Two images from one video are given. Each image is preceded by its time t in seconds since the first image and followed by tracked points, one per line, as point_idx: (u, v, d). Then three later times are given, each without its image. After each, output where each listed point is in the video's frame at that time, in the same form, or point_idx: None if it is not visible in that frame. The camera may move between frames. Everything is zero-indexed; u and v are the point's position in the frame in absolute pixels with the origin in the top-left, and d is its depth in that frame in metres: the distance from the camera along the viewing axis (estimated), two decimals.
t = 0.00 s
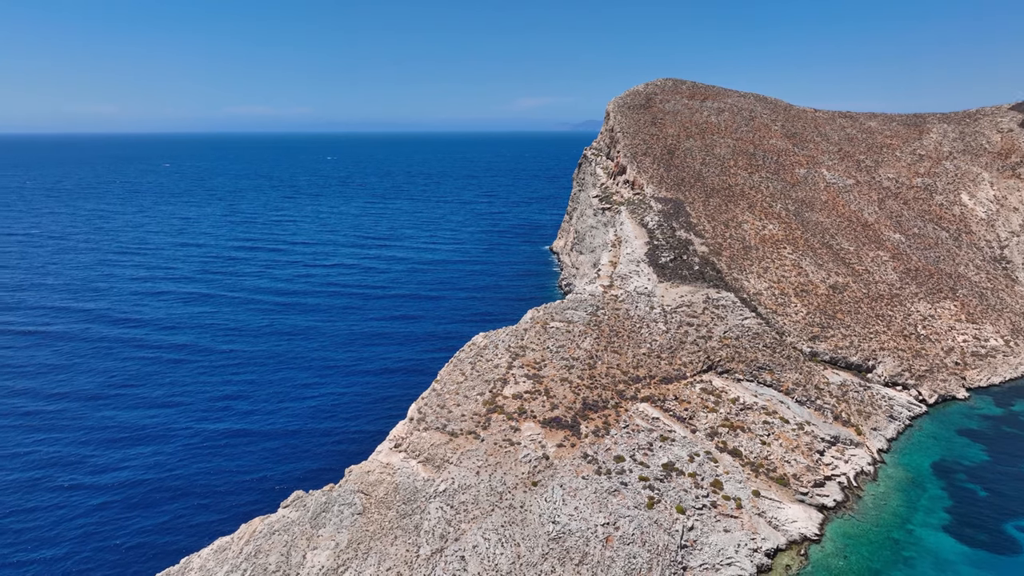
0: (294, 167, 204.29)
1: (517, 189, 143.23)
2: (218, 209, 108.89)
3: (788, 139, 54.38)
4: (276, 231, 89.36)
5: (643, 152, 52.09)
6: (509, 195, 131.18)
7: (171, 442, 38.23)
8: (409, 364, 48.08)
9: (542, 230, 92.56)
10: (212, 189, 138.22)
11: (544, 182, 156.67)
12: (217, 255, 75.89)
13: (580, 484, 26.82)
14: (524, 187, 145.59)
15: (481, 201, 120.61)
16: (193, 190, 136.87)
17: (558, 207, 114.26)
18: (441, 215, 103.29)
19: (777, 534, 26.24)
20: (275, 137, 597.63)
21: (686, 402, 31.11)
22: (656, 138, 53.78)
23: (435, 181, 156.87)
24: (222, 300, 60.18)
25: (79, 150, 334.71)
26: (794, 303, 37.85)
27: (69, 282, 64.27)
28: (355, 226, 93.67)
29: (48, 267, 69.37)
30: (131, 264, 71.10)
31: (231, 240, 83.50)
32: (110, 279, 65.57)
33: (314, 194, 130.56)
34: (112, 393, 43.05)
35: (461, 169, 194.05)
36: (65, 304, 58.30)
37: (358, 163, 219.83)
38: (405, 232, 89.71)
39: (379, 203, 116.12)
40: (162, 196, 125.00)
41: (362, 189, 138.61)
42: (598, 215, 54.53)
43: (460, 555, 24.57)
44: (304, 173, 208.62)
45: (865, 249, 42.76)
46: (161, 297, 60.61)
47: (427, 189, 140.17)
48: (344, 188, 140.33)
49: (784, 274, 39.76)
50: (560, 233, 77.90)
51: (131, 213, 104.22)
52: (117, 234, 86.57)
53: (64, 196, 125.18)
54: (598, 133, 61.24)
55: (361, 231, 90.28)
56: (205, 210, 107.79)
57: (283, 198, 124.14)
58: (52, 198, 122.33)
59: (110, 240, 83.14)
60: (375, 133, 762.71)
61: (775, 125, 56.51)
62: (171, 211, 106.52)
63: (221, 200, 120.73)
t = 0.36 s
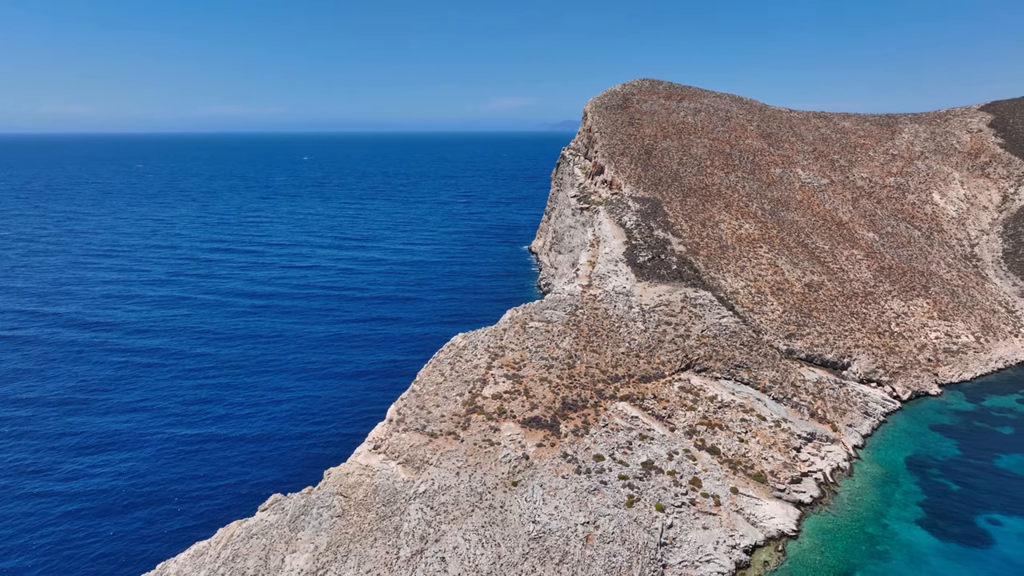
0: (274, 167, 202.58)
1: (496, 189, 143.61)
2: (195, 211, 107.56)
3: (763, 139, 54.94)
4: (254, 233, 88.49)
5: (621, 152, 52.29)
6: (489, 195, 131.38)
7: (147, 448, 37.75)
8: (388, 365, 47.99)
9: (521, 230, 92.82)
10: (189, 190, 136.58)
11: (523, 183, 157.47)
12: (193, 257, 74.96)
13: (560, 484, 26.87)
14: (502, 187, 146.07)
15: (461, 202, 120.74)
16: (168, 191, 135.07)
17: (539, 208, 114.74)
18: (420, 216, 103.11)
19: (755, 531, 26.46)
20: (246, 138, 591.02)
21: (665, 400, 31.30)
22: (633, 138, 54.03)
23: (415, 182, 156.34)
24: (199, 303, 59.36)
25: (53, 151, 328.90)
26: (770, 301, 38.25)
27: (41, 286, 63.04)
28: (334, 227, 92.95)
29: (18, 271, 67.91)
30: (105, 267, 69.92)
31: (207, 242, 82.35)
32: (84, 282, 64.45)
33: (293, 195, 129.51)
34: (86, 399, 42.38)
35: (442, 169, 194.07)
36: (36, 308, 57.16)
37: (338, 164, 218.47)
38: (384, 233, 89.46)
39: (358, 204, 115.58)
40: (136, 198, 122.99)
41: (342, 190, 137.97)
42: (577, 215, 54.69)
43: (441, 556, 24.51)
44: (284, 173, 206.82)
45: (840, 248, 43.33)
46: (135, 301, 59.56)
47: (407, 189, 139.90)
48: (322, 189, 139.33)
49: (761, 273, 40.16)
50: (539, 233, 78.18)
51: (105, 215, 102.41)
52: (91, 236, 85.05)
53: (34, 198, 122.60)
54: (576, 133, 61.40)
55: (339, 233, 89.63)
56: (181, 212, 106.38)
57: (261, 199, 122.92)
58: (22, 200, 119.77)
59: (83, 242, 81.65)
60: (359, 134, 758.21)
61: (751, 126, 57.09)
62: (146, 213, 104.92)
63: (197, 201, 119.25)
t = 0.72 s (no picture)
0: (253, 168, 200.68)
1: (476, 189, 143.89)
2: (171, 212, 106.15)
3: (740, 139, 55.47)
4: (231, 235, 87.61)
5: (599, 152, 52.46)
6: (468, 196, 131.33)
7: (124, 454, 37.27)
8: (367, 367, 47.86)
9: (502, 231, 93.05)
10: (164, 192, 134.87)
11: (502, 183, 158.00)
12: (170, 260, 73.99)
13: (540, 484, 26.89)
14: (481, 187, 146.39)
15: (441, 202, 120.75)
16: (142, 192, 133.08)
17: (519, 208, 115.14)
18: (401, 217, 102.89)
19: (734, 527, 26.65)
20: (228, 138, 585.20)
21: (644, 399, 31.48)
22: (611, 138, 54.26)
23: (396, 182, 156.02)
24: (176, 307, 58.55)
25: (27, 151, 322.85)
26: (747, 300, 38.63)
27: (11, 291, 61.74)
28: (313, 229, 92.22)
29: None
30: (78, 271, 68.72)
31: (184, 245, 81.23)
32: (57, 286, 63.27)
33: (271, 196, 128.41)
34: (60, 406, 41.69)
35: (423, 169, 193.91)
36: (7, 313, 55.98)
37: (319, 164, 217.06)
38: (364, 234, 89.11)
39: (338, 205, 115.02)
40: (109, 199, 120.89)
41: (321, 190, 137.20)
42: (556, 215, 54.82)
43: (421, 558, 24.41)
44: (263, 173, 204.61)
45: (816, 247, 43.86)
46: (110, 305, 58.52)
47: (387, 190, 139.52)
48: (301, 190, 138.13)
49: (738, 271, 40.54)
50: (519, 233, 78.39)
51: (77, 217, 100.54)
52: (64, 239, 83.51)
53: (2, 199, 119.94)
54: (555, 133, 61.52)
55: (318, 234, 88.89)
56: (157, 213, 104.87)
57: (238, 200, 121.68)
58: None
59: (55, 245, 80.12)
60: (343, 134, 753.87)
61: (727, 126, 57.59)
62: (120, 215, 103.24)
63: (173, 202, 117.59)
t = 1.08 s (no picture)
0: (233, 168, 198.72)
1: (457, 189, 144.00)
2: (147, 214, 104.68)
3: (717, 139, 55.94)
4: (208, 237, 86.62)
5: (578, 152, 52.59)
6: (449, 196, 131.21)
7: (100, 460, 36.78)
8: (346, 369, 47.70)
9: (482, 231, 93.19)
10: (138, 193, 132.95)
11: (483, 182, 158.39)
12: (145, 262, 72.97)
13: (520, 484, 26.92)
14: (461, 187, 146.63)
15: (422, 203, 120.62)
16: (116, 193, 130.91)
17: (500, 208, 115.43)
18: (381, 218, 102.62)
19: (713, 524, 26.84)
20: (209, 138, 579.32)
21: (624, 398, 31.64)
22: (590, 138, 54.45)
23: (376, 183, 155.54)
24: (152, 310, 57.80)
25: None
26: (725, 299, 38.97)
27: None
28: (292, 230, 91.56)
29: None
30: (51, 274, 67.49)
31: (160, 247, 80.11)
32: (29, 290, 62.08)
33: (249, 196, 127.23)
34: (33, 413, 40.99)
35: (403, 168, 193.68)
36: None
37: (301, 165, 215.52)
38: (343, 235, 88.71)
39: (319, 206, 114.34)
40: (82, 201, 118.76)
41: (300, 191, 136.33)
42: (535, 215, 54.91)
43: (402, 560, 24.32)
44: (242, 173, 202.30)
45: (792, 246, 44.34)
46: (84, 309, 57.57)
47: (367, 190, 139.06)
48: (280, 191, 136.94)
49: (716, 270, 40.87)
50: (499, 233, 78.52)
51: (50, 219, 98.66)
52: (36, 242, 81.91)
53: None
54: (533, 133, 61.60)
55: (297, 236, 88.18)
56: (132, 215, 103.28)
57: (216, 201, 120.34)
58: None
59: (26, 248, 78.51)
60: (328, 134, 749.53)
61: (705, 126, 58.02)
62: (94, 217, 101.49)
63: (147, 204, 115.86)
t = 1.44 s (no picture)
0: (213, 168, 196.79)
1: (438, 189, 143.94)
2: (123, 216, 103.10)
3: (695, 139, 56.36)
4: (186, 239, 85.61)
5: (557, 152, 52.70)
6: (430, 196, 130.95)
7: (76, 467, 36.28)
8: (326, 371, 47.53)
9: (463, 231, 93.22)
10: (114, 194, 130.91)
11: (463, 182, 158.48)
12: (122, 265, 71.97)
13: (502, 484, 26.91)
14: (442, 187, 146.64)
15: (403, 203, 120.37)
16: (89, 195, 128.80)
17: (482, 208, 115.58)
18: (361, 219, 102.23)
19: (694, 522, 27.03)
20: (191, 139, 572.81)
21: (605, 397, 31.77)
22: (569, 138, 54.59)
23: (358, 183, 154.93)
24: (129, 314, 57.00)
25: None
26: (704, 298, 39.27)
27: None
28: (271, 232, 90.87)
29: None
30: (24, 278, 66.26)
31: (136, 250, 78.99)
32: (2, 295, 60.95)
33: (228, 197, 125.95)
34: (7, 420, 40.31)
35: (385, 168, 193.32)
36: None
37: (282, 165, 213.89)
38: (323, 236, 88.21)
39: (299, 207, 113.60)
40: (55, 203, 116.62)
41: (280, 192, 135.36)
42: (515, 215, 54.96)
43: (383, 561, 24.23)
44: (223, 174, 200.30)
45: (770, 245, 44.79)
46: (59, 313, 56.66)
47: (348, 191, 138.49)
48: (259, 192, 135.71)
49: (695, 270, 41.17)
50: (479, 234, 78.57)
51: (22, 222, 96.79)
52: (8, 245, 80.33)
53: None
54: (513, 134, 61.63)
55: (277, 238, 87.43)
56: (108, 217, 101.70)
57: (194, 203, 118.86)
58: None
59: None
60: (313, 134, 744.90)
61: (683, 126, 58.42)
62: (68, 219, 99.83)
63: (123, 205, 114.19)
